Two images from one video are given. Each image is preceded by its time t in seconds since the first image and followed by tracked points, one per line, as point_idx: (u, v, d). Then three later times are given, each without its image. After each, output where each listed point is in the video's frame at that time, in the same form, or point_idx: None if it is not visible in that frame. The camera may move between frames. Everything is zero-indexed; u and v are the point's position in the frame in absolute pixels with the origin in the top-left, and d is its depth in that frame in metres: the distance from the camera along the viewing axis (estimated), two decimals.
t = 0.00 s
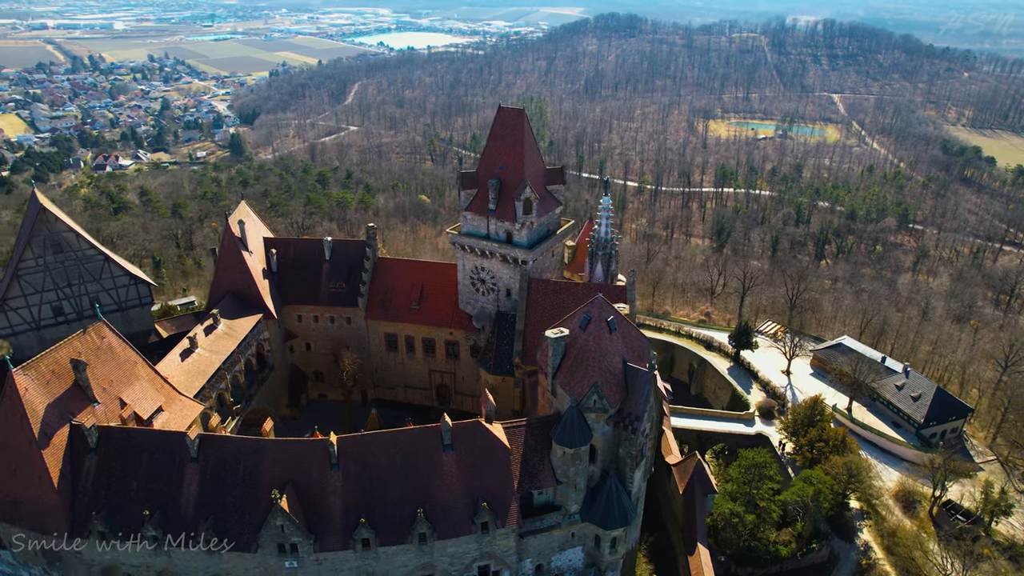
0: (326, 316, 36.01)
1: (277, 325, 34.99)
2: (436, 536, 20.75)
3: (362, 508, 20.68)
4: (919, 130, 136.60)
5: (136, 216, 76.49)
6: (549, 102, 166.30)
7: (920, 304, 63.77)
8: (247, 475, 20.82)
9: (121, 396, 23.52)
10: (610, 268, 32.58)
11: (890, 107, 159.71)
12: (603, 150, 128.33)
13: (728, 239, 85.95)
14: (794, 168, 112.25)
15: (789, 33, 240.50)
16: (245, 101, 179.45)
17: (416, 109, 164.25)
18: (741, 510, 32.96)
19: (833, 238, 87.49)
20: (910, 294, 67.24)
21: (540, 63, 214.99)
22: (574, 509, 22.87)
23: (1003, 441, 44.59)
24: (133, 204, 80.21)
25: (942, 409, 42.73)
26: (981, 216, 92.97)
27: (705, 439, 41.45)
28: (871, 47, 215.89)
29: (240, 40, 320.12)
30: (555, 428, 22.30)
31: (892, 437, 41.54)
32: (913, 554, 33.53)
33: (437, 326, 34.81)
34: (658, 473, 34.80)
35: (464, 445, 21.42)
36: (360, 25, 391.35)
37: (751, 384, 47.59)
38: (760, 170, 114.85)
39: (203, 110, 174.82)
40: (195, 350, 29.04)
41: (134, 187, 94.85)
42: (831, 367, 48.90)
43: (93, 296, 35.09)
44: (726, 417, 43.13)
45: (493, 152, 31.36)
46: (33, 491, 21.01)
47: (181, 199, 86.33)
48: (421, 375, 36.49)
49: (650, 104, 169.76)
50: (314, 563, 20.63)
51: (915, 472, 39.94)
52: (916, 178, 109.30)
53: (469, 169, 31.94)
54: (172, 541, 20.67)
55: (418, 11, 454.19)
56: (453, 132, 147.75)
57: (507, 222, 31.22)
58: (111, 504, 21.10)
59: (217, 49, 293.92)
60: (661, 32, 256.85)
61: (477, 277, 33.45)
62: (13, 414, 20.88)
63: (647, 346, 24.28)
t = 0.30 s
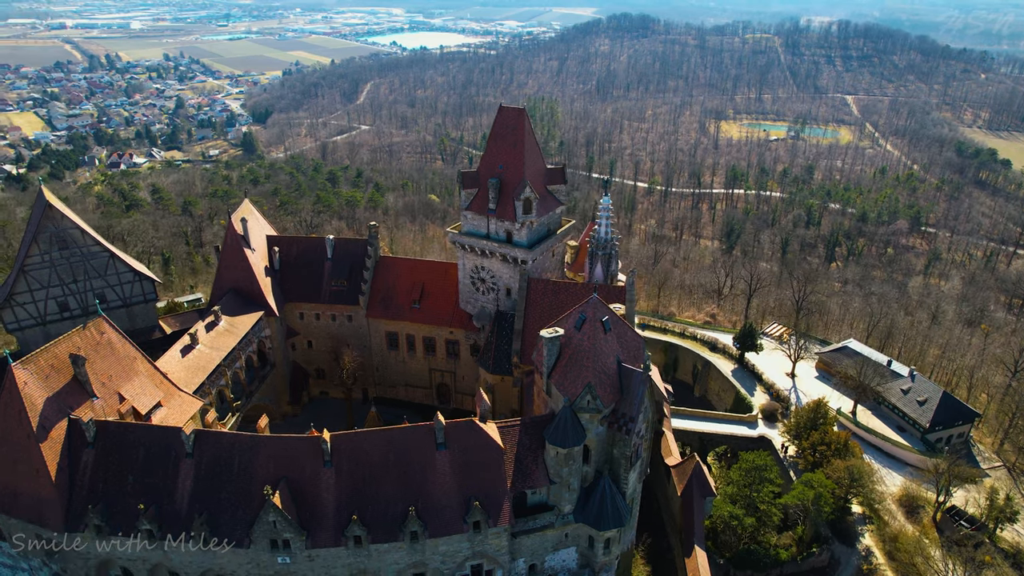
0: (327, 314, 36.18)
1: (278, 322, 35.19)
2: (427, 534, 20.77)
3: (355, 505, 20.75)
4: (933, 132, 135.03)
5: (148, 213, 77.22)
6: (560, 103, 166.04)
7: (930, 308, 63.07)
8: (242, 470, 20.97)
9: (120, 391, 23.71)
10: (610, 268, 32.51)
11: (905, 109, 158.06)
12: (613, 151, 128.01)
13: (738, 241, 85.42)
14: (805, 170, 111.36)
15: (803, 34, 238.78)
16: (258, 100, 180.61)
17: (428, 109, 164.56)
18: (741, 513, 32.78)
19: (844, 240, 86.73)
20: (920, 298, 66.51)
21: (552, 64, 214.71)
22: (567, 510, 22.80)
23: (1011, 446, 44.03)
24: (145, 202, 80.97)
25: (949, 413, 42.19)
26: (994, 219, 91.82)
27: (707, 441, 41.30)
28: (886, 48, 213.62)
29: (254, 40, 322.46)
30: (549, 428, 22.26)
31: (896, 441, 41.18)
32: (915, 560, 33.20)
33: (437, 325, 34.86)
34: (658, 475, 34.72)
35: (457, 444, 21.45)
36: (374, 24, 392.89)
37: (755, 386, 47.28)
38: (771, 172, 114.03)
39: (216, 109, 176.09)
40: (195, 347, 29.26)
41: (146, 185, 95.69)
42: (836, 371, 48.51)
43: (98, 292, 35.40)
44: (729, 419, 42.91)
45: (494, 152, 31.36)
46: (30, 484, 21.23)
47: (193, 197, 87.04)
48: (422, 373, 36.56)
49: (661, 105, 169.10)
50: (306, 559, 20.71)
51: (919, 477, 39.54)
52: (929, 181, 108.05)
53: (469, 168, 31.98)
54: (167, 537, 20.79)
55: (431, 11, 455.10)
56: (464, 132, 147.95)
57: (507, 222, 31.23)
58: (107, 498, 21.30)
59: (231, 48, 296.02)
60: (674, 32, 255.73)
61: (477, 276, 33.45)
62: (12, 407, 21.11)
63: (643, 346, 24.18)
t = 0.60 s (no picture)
0: (329, 312, 36.35)
1: (280, 320, 35.40)
2: (419, 533, 20.82)
3: (347, 502, 20.84)
4: (948, 134, 133.47)
5: (159, 211, 77.99)
6: (572, 103, 165.78)
7: (940, 312, 62.35)
8: (236, 466, 21.14)
9: (118, 387, 23.95)
10: (610, 270, 32.46)
11: (920, 110, 156.38)
12: (624, 152, 127.68)
13: (747, 242, 84.85)
14: (817, 172, 110.46)
15: (818, 35, 236.94)
16: (271, 99, 181.80)
17: (439, 109, 164.94)
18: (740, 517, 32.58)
19: (855, 243, 85.94)
20: (930, 302, 65.78)
21: (564, 64, 214.40)
22: (561, 511, 22.77)
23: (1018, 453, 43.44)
24: (157, 199, 81.81)
25: (955, 419, 41.65)
26: (1009, 223, 90.60)
27: (709, 443, 41.12)
28: (902, 49, 211.21)
29: (269, 39, 324.91)
30: (542, 429, 22.25)
31: (901, 447, 40.74)
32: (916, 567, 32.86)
33: (437, 324, 34.91)
34: (658, 477, 34.69)
35: (450, 444, 21.48)
36: (387, 24, 394.18)
37: (759, 389, 46.95)
38: (783, 173, 113.21)
39: (230, 107, 177.48)
40: (196, 343, 29.50)
41: (158, 183, 96.58)
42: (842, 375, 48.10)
43: (104, 288, 35.76)
44: (732, 422, 42.66)
45: (495, 151, 31.35)
46: (29, 477, 21.52)
47: (204, 195, 87.77)
48: (423, 372, 36.64)
49: (673, 106, 168.42)
50: (298, 555, 20.84)
51: (923, 483, 39.13)
52: (943, 183, 106.79)
53: (470, 168, 32.05)
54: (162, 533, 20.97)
55: (445, 11, 456.00)
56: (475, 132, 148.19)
57: (507, 222, 31.22)
58: (103, 491, 21.51)
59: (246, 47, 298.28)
60: (687, 33, 254.52)
61: (478, 276, 33.48)
62: (12, 401, 21.40)
63: (638, 348, 24.09)
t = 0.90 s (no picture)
0: (331, 310, 36.53)
1: (282, 318, 35.66)
2: (410, 531, 20.87)
3: (340, 499, 20.92)
4: (964, 137, 131.91)
5: (171, 209, 78.74)
6: (583, 104, 165.54)
7: (951, 317, 61.60)
8: (230, 462, 21.29)
9: (117, 382, 24.21)
10: (609, 271, 32.43)
11: (936, 112, 154.62)
12: (635, 153, 127.22)
13: (757, 244, 84.31)
14: (829, 174, 109.53)
15: (833, 35, 234.96)
16: (285, 99, 182.97)
17: (451, 109, 165.24)
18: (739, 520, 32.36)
19: (866, 246, 85.08)
20: (941, 307, 64.96)
21: (577, 65, 214.02)
22: (554, 511, 22.72)
23: None
24: (169, 197, 82.61)
25: (961, 424, 41.20)
26: None
27: (711, 446, 40.95)
28: (918, 50, 208.86)
29: (284, 38, 326.88)
30: (536, 429, 22.23)
31: (905, 452, 40.38)
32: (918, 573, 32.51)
33: (438, 323, 34.96)
34: (658, 479, 34.55)
35: (443, 442, 21.52)
36: (401, 24, 395.25)
37: (762, 392, 46.64)
38: (795, 175, 112.38)
39: (244, 106, 178.71)
40: (197, 340, 29.75)
41: (171, 181, 97.46)
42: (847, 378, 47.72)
43: (109, 285, 36.11)
44: (735, 424, 42.44)
45: (496, 151, 31.35)
46: (27, 470, 21.80)
47: (216, 193, 88.48)
48: (424, 371, 36.70)
49: (685, 107, 167.75)
50: (291, 552, 20.96)
51: (927, 489, 38.71)
52: (957, 187, 105.50)
53: (471, 168, 32.08)
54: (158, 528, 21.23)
55: (458, 11, 456.63)
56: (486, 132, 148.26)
57: (507, 222, 31.23)
58: (100, 485, 21.75)
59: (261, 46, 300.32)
60: (701, 34, 253.27)
61: (478, 276, 33.49)
62: (11, 395, 21.68)
63: (633, 349, 24.10)
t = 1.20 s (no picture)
0: (333, 308, 36.69)
1: (284, 315, 35.83)
2: (402, 529, 20.93)
3: (332, 496, 21.01)
4: (980, 139, 130.25)
5: (182, 206, 79.41)
6: (595, 104, 165.16)
7: (962, 321, 60.79)
8: (224, 458, 21.44)
9: (117, 377, 24.46)
10: (608, 271, 32.40)
11: (952, 114, 152.78)
12: (646, 154, 126.63)
13: (767, 246, 83.74)
14: (842, 176, 108.55)
15: (848, 36, 232.82)
16: (298, 98, 184.04)
17: (462, 108, 165.43)
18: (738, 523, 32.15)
19: (877, 248, 84.14)
20: (953, 310, 64.12)
21: (589, 65, 213.57)
22: (547, 511, 22.71)
23: None
24: (181, 195, 83.39)
25: (968, 430, 40.65)
26: None
27: (713, 449, 40.68)
28: (935, 52, 206.42)
29: (299, 37, 329.01)
30: (529, 429, 22.22)
31: (910, 457, 39.94)
32: None
33: (438, 322, 35.02)
34: (657, 481, 34.39)
35: (436, 441, 21.54)
36: (415, 24, 396.18)
37: (766, 395, 46.31)
38: (807, 177, 111.42)
39: (258, 105, 179.90)
40: (198, 337, 29.98)
41: (184, 178, 98.26)
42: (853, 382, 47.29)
43: (114, 281, 36.47)
44: (737, 427, 42.17)
45: (496, 151, 31.36)
46: (26, 463, 22.10)
47: (227, 191, 89.16)
48: (424, 370, 36.77)
49: (698, 108, 166.99)
50: (283, 547, 21.10)
51: (932, 494, 38.26)
52: (972, 189, 104.12)
53: (471, 167, 32.08)
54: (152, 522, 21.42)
55: (472, 11, 457.14)
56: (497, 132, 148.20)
57: (507, 221, 31.21)
58: (97, 479, 22.00)
59: (276, 46, 302.23)
60: (714, 34, 252.05)
61: (478, 276, 33.50)
62: (11, 390, 21.94)
63: (628, 350, 24.10)
